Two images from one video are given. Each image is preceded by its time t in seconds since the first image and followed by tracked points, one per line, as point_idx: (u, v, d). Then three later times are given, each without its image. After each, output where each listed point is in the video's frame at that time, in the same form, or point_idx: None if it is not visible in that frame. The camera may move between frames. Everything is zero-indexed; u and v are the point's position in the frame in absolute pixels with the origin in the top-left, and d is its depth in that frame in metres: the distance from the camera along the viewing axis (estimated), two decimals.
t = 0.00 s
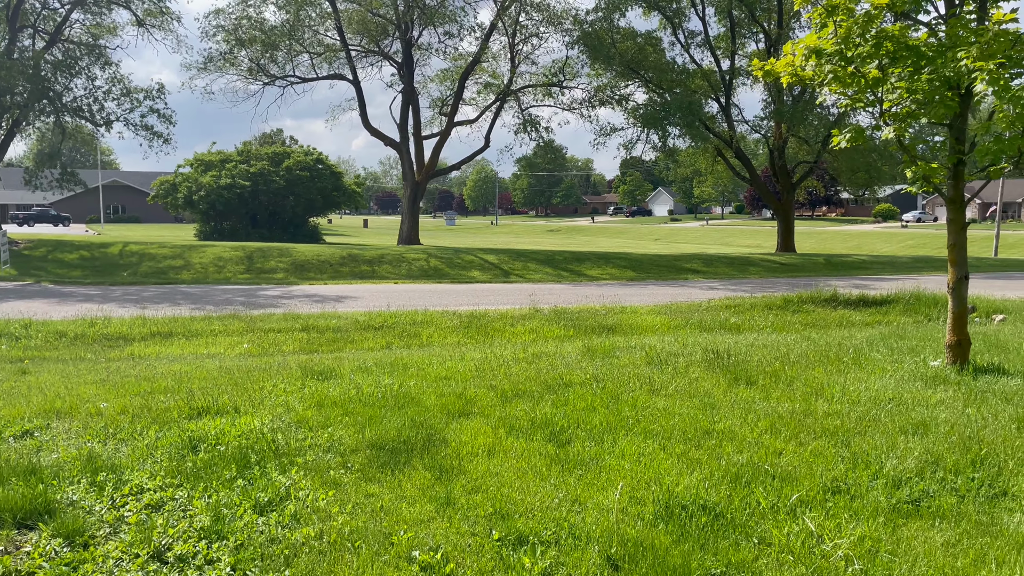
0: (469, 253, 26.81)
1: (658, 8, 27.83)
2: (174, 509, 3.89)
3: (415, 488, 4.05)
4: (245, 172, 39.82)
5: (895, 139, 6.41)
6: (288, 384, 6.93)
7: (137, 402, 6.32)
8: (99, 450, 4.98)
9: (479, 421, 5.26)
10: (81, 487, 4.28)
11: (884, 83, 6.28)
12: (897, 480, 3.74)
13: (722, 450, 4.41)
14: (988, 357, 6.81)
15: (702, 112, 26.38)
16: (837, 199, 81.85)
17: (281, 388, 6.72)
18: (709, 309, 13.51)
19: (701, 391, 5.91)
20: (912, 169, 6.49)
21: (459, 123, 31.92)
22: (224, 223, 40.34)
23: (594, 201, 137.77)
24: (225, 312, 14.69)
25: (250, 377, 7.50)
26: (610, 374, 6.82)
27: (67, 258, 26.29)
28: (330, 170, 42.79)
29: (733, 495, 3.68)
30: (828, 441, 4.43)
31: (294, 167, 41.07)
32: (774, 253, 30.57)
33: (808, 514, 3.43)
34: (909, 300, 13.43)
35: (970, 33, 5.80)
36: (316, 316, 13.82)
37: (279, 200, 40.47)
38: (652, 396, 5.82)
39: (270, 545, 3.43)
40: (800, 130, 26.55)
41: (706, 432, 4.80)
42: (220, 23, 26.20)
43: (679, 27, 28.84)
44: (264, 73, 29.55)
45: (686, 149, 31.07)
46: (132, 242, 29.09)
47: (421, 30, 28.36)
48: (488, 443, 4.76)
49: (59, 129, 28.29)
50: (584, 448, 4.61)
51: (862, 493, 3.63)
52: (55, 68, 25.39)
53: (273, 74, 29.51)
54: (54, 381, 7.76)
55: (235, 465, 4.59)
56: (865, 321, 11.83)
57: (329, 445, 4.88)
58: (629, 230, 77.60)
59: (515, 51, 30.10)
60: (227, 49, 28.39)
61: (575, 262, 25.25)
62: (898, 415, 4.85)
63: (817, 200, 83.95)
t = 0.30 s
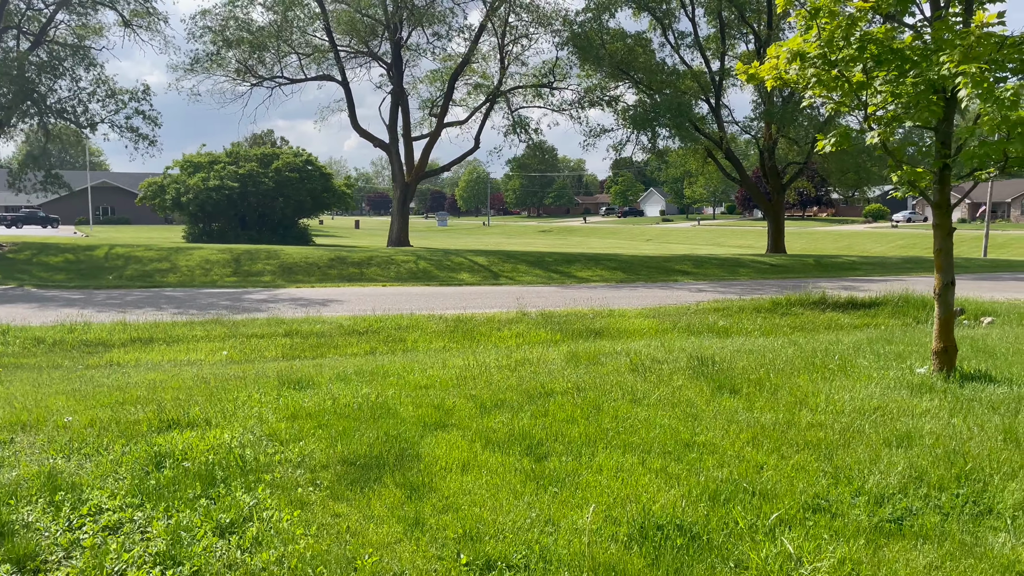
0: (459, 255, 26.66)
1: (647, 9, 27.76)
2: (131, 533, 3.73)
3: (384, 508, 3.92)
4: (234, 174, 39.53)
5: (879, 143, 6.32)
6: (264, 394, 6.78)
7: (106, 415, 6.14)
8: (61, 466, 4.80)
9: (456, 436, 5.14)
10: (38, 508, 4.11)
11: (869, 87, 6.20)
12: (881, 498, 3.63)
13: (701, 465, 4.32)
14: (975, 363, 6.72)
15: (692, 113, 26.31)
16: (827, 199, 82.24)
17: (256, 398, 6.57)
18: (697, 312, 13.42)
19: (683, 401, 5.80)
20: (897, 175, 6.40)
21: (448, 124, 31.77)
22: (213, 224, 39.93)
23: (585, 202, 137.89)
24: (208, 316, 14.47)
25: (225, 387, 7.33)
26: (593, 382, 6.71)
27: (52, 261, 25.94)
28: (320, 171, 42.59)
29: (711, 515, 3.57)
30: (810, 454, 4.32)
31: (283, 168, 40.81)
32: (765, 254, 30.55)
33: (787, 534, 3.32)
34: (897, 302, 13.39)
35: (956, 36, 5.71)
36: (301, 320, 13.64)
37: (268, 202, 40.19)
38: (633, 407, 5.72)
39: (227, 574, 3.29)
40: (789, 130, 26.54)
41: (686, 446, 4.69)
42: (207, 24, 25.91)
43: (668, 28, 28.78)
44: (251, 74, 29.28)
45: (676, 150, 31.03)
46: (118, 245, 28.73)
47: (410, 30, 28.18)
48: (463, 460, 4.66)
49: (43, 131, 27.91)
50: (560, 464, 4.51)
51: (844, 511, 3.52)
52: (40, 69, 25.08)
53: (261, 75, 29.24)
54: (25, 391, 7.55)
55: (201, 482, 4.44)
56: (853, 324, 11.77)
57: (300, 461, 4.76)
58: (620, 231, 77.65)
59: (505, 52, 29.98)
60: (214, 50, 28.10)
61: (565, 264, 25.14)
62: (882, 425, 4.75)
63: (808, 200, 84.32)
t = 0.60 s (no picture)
0: (436, 255, 26.37)
1: (624, 8, 27.71)
2: (61, 553, 3.49)
3: (333, 525, 3.72)
4: (207, 173, 38.87)
5: (851, 140, 6.23)
6: (222, 399, 6.50)
7: (49, 423, 5.82)
8: None
9: (416, 445, 4.95)
10: None
11: (840, 83, 6.21)
12: (851, 506, 3.48)
13: (666, 473, 4.17)
14: (947, 363, 6.65)
15: (669, 112, 26.28)
16: (803, 199, 83.12)
17: (212, 404, 6.29)
18: (672, 311, 13.31)
19: (652, 403, 5.65)
20: (868, 172, 6.31)
21: (425, 123, 31.49)
22: (186, 224, 39.13)
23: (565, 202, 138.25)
24: (174, 318, 14.07)
25: (181, 392, 7.04)
26: (562, 385, 6.53)
27: (16, 262, 25.21)
28: (295, 170, 42.14)
29: (675, 527, 3.41)
30: (780, 459, 4.19)
31: (257, 167, 40.20)
32: (741, 253, 30.65)
33: (753, 548, 3.17)
34: (871, 301, 13.39)
35: (928, 31, 5.62)
36: (269, 322, 13.31)
37: (242, 201, 39.58)
38: (600, 411, 5.56)
39: None
40: (765, 130, 26.63)
41: (653, 452, 4.55)
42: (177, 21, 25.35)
43: (645, 27, 28.75)
44: (224, 72, 28.75)
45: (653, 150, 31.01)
46: (87, 245, 28.04)
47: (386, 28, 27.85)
48: (421, 470, 4.47)
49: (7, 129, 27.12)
50: (522, 473, 4.35)
51: (812, 520, 3.38)
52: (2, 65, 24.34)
53: (234, 72, 28.72)
54: None
55: (142, 496, 4.20)
56: (827, 323, 11.72)
57: (249, 471, 4.53)
58: (600, 230, 77.79)
59: (482, 50, 29.76)
60: (185, 47, 27.53)
61: (542, 263, 24.97)
62: (853, 428, 4.62)
63: (785, 200, 85.10)
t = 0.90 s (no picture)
0: (360, 251, 25.60)
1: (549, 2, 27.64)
2: None
3: (222, 551, 3.32)
4: (115, 166, 36.53)
5: (770, 133, 6.20)
6: (109, 409, 5.87)
7: None
8: None
9: (323, 456, 4.56)
10: None
11: (761, 74, 6.11)
12: (774, 509, 3.35)
13: (588, 479, 3.95)
14: (863, 355, 6.74)
15: (594, 107, 26.39)
16: (724, 194, 86.08)
17: (99, 414, 5.66)
18: (598, 306, 13.24)
19: (574, 403, 5.43)
20: (788, 164, 6.28)
21: (348, 115, 30.54)
22: (94, 219, 36.63)
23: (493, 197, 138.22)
24: (69, 320, 12.96)
25: (64, 401, 6.34)
26: (483, 386, 6.25)
27: None
28: (211, 163, 40.12)
29: (596, 540, 3.20)
30: (703, 459, 4.04)
31: (170, 159, 38.06)
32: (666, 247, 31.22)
33: (676, 559, 2.99)
34: (788, 293, 13.74)
35: (845, 22, 5.59)
36: (175, 322, 12.44)
37: (154, 195, 37.39)
38: (521, 412, 5.30)
39: None
40: (687, 126, 27.16)
41: (574, 456, 4.33)
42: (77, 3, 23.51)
43: (570, 22, 28.79)
44: (130, 59, 26.92)
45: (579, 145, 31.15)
46: None
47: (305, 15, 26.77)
48: (326, 483, 4.10)
49: None
50: (436, 483, 4.04)
51: (735, 526, 3.23)
52: None
53: (141, 59, 26.94)
54: None
55: None
56: (747, 315, 11.90)
57: (130, 489, 4.04)
58: (528, 225, 78.13)
59: (406, 41, 29.08)
60: (87, 32, 25.61)
61: (469, 258, 24.64)
62: (776, 425, 4.52)
63: (706, 195, 87.83)
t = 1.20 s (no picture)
0: (266, 255, 24.42)
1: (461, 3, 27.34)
2: None
3: None
4: None
5: (678, 138, 6.18)
6: None
7: None
8: None
9: (207, 487, 4.10)
10: None
11: (667, 79, 6.05)
12: (686, 529, 3.22)
13: (495, 502, 3.70)
14: (769, 358, 6.83)
15: (507, 109, 26.30)
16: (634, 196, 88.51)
17: None
18: (513, 311, 13.06)
19: (483, 418, 5.17)
20: (697, 169, 6.32)
21: (252, 113, 29.14)
22: None
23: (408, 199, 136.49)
24: None
25: None
26: (389, 400, 5.89)
27: None
28: (105, 162, 37.31)
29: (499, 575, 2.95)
30: (613, 476, 3.88)
31: (58, 158, 35.14)
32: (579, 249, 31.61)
33: None
34: (697, 295, 14.04)
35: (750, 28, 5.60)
36: (55, 335, 11.29)
37: (41, 196, 34.38)
38: (428, 430, 4.99)
39: None
40: (599, 129, 27.53)
41: (481, 477, 4.07)
42: None
43: (482, 24, 28.62)
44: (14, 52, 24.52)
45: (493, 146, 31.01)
46: None
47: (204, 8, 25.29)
48: (207, 520, 3.66)
49: None
50: (330, 514, 3.69)
51: (646, 549, 3.07)
52: None
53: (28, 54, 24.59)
54: None
55: None
56: (658, 318, 12.05)
57: None
58: (443, 226, 77.53)
59: (313, 39, 28.05)
60: None
61: (382, 262, 23.99)
62: (688, 436, 4.42)
63: (617, 197, 90.03)
